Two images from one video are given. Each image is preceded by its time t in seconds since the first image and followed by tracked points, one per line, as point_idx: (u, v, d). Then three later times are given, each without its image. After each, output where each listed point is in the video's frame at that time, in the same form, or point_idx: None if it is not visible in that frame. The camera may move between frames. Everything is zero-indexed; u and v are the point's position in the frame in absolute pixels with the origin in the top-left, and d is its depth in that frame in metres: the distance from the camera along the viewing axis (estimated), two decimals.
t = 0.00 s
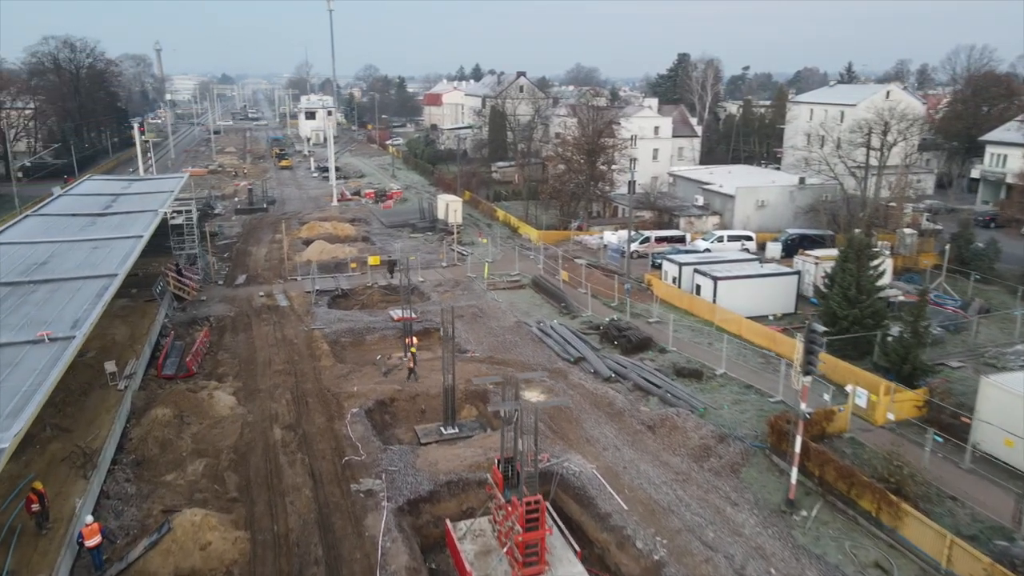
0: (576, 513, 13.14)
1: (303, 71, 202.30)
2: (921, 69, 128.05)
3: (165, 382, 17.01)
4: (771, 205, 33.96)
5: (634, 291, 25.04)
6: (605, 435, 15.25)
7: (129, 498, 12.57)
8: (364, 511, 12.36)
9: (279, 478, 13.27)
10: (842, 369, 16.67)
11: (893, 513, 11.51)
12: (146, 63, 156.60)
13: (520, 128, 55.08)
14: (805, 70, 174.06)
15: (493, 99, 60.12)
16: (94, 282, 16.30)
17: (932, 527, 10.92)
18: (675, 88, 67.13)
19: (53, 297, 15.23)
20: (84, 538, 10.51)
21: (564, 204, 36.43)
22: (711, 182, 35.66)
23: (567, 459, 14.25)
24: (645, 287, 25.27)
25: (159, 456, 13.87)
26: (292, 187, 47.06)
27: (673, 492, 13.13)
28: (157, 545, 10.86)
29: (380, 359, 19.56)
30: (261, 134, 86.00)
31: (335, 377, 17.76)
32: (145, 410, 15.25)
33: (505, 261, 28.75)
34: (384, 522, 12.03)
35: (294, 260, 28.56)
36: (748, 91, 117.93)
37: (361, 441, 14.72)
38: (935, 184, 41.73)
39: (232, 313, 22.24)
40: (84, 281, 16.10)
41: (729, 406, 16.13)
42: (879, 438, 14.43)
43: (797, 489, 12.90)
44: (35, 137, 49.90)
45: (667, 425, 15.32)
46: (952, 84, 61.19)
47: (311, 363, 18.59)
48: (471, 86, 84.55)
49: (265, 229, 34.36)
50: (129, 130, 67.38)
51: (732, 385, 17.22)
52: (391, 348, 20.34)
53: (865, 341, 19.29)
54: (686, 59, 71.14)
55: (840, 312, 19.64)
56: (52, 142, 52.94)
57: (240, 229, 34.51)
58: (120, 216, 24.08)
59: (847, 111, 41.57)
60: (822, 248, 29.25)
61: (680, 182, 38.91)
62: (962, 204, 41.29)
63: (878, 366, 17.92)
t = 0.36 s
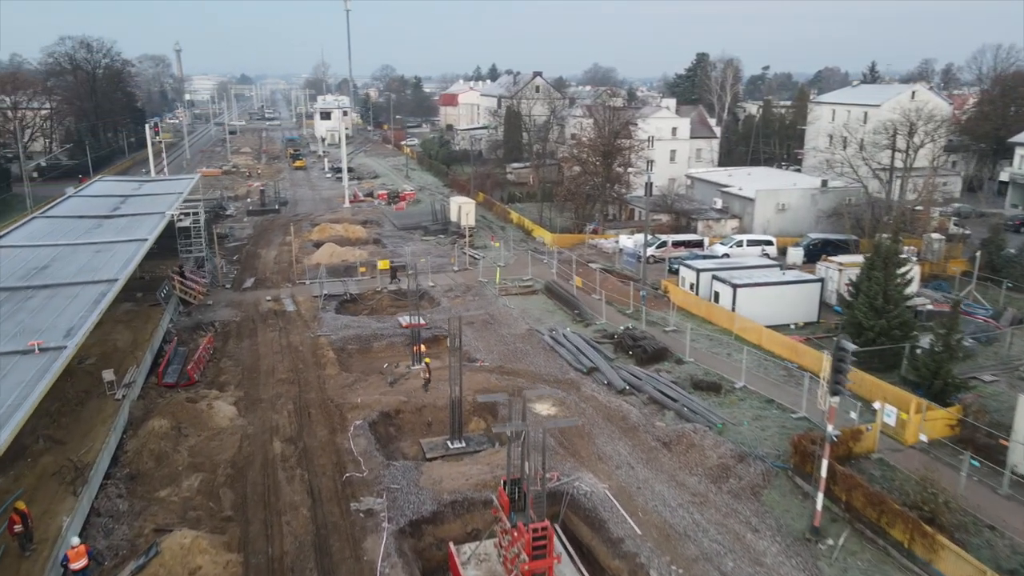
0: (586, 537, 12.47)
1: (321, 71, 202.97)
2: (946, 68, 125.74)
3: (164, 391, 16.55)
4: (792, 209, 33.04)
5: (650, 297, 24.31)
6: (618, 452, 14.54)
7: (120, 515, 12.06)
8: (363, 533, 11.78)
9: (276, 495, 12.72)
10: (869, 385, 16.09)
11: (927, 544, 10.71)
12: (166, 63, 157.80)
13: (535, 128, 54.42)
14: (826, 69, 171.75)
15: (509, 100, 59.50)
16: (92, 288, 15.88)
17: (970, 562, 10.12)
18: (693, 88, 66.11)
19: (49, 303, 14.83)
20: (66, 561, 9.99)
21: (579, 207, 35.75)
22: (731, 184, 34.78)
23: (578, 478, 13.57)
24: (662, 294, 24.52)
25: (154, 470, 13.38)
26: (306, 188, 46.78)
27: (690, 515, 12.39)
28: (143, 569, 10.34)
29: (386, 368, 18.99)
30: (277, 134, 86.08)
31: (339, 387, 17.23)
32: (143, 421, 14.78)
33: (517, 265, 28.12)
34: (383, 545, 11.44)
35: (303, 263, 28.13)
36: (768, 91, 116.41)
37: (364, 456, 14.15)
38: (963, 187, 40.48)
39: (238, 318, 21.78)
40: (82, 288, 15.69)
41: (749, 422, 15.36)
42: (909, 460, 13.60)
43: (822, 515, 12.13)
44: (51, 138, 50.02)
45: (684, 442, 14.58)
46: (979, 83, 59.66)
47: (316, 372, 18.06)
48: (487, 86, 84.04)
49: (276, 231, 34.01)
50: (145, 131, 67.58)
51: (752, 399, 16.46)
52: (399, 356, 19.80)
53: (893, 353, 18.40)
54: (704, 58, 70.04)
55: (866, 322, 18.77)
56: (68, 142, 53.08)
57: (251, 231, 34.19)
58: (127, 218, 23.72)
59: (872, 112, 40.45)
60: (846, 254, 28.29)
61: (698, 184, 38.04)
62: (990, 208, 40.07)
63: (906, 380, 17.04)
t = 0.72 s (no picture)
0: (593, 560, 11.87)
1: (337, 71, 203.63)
2: (970, 66, 123.33)
3: (162, 399, 16.17)
4: (810, 212, 32.21)
5: (663, 304, 23.64)
6: (628, 469, 13.91)
7: (108, 532, 11.61)
8: (358, 554, 11.26)
9: (270, 512, 12.23)
10: (891, 399, 15.45)
11: None
12: (182, 63, 158.91)
13: (548, 129, 53.82)
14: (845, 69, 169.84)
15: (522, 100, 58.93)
16: (88, 294, 15.50)
17: None
18: (709, 88, 65.20)
19: (43, 309, 14.46)
20: None
21: (592, 209, 35.11)
22: (747, 187, 33.99)
23: (585, 496, 12.97)
24: (675, 300, 23.83)
25: (146, 483, 12.92)
26: (317, 189, 46.48)
27: (703, 539, 11.75)
28: None
29: (390, 376, 18.50)
30: (290, 134, 86.11)
31: (341, 397, 16.74)
32: (137, 431, 14.36)
33: (527, 269, 27.54)
34: (379, 567, 10.91)
35: (310, 266, 27.73)
36: (785, 91, 115.12)
37: (363, 471, 13.63)
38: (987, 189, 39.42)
39: (241, 323, 21.39)
40: (78, 293, 15.32)
41: (766, 438, 14.67)
42: (935, 482, 12.88)
43: (843, 541, 11.44)
44: (64, 138, 50.09)
45: (697, 459, 13.93)
46: (1003, 83, 58.30)
47: (317, 381, 17.58)
48: (500, 86, 83.58)
49: (285, 232, 33.68)
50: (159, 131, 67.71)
51: (768, 413, 15.77)
52: (404, 364, 19.30)
53: (917, 364, 17.63)
54: (721, 58, 69.16)
55: (889, 333, 18.01)
56: (81, 141, 53.16)
57: (260, 233, 33.88)
58: (131, 220, 23.42)
59: (892, 113, 39.48)
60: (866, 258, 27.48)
61: (713, 186, 37.31)
62: (1015, 212, 38.99)
63: (931, 394, 16.27)
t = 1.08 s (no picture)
0: None
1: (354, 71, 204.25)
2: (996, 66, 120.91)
3: (157, 407, 15.74)
4: (830, 215, 31.26)
5: (677, 311, 22.91)
6: (636, 488, 13.23)
7: (91, 551, 11.14)
8: None
9: (259, 532, 11.70)
10: (914, 416, 14.71)
11: None
12: (200, 63, 160.03)
13: (563, 129, 53.18)
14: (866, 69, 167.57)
15: (537, 100, 58.23)
16: (81, 299, 15.09)
17: None
18: (727, 88, 64.15)
19: (34, 316, 14.07)
20: None
21: (605, 212, 34.43)
22: (765, 190, 33.12)
23: (590, 518, 12.32)
24: (689, 307, 23.09)
25: (133, 499, 12.45)
26: (328, 190, 46.19)
27: (714, 567, 11.05)
28: None
29: (393, 385, 17.95)
30: (305, 134, 86.15)
31: (340, 407, 16.22)
32: (127, 443, 13.90)
33: (538, 273, 26.92)
34: None
35: (317, 269, 27.31)
36: (805, 91, 113.55)
37: (358, 487, 13.07)
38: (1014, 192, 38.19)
39: (243, 328, 20.96)
40: (70, 300, 14.92)
41: (782, 457, 13.94)
42: (964, 508, 12.09)
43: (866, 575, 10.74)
44: (78, 138, 50.17)
45: (709, 479, 13.22)
46: None
47: (317, 390, 17.06)
48: (516, 86, 83.01)
49: (294, 234, 33.34)
50: (174, 131, 67.86)
51: (785, 430, 15.02)
52: (407, 372, 18.77)
53: (945, 379, 16.77)
54: (739, 58, 68.08)
55: (914, 345, 17.19)
56: (95, 141, 53.34)
57: (269, 234, 33.56)
58: (135, 223, 23.08)
59: (916, 113, 38.37)
60: (888, 265, 26.55)
61: (730, 188, 36.43)
62: None
63: (959, 411, 15.43)
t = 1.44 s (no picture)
0: None
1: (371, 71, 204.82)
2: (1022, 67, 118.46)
3: (149, 416, 15.31)
4: (850, 219, 30.31)
5: (689, 318, 22.19)
6: (643, 510, 12.55)
7: (69, 571, 10.68)
8: None
9: (245, 553, 11.19)
10: (938, 434, 13.96)
11: None
12: (218, 63, 161.08)
13: (577, 130, 52.50)
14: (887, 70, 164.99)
15: (551, 101, 57.59)
16: (72, 306, 14.71)
17: None
18: (745, 89, 63.11)
19: (22, 323, 13.69)
20: None
21: (618, 215, 33.73)
22: (782, 193, 32.24)
23: (593, 542, 11.68)
24: (702, 315, 22.36)
25: (118, 514, 12.00)
26: (339, 191, 45.91)
27: None
28: None
29: (394, 395, 17.40)
30: (320, 135, 86.16)
31: (338, 418, 15.71)
32: (116, 455, 13.47)
33: (547, 278, 26.31)
34: None
35: (323, 273, 26.88)
36: (825, 91, 111.87)
37: (351, 505, 12.53)
38: None
39: (244, 333, 20.54)
40: (60, 306, 14.53)
41: (798, 478, 13.20)
42: (994, 537, 11.30)
43: None
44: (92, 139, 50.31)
45: (719, 501, 12.53)
46: None
47: (315, 400, 16.56)
48: (531, 86, 82.40)
49: (302, 236, 32.99)
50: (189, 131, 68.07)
51: (802, 448, 14.29)
52: (409, 381, 18.24)
53: (971, 395, 15.92)
54: (758, 58, 66.95)
55: (939, 358, 16.34)
56: (109, 142, 53.51)
57: (277, 236, 33.25)
58: (137, 225, 22.74)
59: (941, 115, 37.24)
60: (911, 272, 25.58)
61: (747, 191, 35.57)
62: None
63: (987, 430, 14.58)
